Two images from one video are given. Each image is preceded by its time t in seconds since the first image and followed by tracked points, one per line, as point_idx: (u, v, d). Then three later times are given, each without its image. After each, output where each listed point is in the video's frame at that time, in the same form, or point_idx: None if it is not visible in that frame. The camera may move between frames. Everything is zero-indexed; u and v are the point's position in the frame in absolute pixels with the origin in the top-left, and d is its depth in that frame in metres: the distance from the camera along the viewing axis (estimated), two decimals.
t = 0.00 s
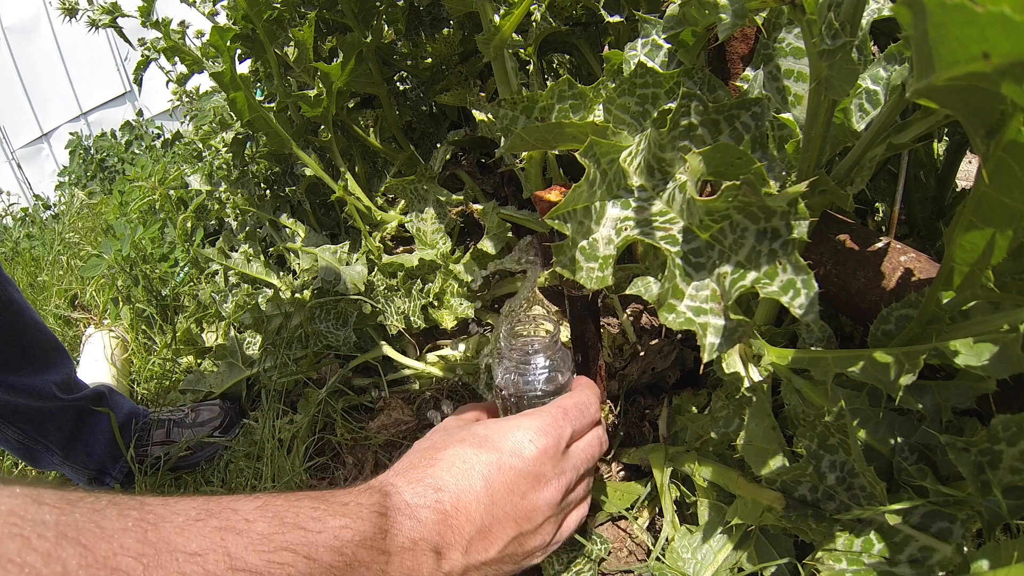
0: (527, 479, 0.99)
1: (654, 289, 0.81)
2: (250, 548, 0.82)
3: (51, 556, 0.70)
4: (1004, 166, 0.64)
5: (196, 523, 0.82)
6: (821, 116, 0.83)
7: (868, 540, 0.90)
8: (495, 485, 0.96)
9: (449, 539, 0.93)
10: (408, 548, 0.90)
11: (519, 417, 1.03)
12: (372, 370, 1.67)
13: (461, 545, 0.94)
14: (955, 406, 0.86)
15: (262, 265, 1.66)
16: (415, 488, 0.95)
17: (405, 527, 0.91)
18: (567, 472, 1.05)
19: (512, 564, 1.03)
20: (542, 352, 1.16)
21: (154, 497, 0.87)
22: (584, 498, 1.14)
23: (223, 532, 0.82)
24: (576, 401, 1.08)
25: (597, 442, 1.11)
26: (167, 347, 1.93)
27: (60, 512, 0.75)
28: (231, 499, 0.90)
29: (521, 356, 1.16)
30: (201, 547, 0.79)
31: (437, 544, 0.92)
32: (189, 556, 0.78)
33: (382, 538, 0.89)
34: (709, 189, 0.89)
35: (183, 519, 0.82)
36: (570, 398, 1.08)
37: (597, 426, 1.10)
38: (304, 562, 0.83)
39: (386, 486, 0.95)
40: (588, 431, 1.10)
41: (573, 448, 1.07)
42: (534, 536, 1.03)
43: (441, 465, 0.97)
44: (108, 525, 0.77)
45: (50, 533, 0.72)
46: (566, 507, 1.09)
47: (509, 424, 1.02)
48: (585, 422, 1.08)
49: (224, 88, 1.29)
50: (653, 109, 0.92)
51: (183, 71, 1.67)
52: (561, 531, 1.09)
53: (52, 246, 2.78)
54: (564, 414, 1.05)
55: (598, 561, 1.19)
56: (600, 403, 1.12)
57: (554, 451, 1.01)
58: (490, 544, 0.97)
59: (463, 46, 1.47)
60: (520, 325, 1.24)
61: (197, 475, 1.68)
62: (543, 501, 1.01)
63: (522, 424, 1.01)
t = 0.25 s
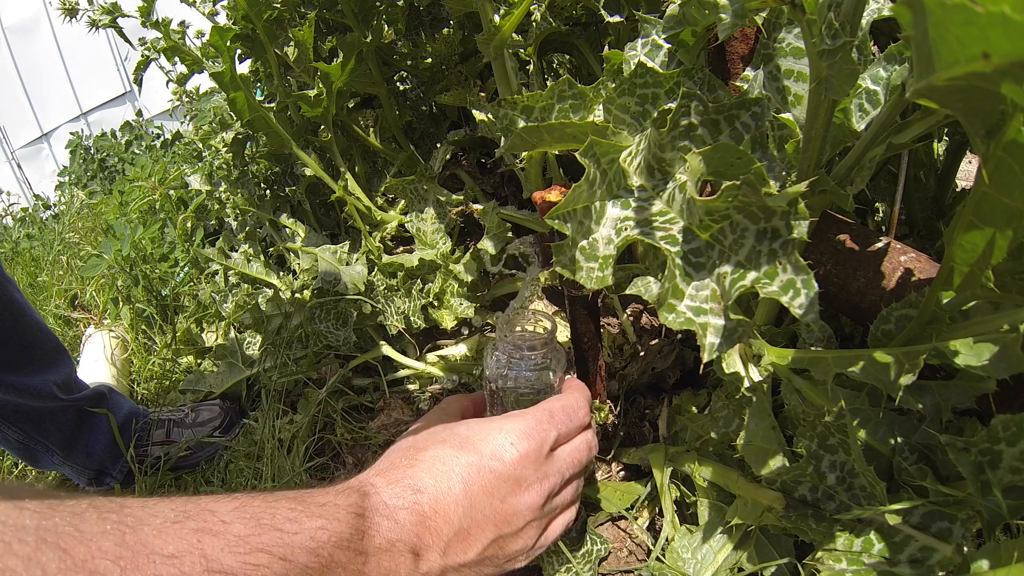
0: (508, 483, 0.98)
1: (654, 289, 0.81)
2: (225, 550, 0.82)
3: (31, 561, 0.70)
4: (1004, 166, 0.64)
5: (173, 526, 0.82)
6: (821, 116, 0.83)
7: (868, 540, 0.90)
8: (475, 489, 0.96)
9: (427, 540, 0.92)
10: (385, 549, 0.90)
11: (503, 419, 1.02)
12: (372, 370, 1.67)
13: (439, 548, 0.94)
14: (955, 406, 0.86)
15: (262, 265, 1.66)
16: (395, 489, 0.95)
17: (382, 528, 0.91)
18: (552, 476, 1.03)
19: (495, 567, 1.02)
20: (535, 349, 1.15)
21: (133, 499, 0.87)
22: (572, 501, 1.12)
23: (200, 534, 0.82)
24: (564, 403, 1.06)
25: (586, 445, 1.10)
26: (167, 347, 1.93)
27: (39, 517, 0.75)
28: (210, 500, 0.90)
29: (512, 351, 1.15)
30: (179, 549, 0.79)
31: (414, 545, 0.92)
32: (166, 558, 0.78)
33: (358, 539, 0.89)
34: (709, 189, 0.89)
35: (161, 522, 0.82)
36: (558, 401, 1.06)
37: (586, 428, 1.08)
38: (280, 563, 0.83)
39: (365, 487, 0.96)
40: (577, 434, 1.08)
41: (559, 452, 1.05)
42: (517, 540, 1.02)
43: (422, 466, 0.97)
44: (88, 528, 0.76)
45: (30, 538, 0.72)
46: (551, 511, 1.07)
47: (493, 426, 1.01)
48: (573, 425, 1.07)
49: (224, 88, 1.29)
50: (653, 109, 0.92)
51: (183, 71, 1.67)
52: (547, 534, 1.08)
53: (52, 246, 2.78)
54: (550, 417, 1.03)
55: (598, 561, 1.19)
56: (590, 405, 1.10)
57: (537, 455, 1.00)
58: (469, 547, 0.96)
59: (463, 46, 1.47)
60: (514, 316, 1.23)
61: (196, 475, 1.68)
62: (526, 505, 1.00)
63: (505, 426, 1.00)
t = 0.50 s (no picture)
0: (506, 495, 0.97)
1: (654, 289, 0.82)
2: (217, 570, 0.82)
3: None
4: (1004, 166, 0.64)
5: (163, 547, 0.82)
6: (821, 116, 0.83)
7: (867, 539, 0.90)
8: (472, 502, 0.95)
9: (424, 554, 0.92)
10: (381, 564, 0.90)
11: (501, 430, 1.01)
12: (372, 370, 1.67)
13: (436, 561, 0.94)
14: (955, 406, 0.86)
15: (262, 265, 1.66)
16: (390, 502, 0.95)
17: (378, 543, 0.91)
18: (549, 487, 1.02)
19: None
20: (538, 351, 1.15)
21: (118, 520, 0.88)
22: (572, 507, 1.12)
23: (190, 555, 0.82)
24: (566, 411, 1.04)
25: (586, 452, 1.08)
26: (168, 347, 1.93)
27: (26, 541, 0.74)
28: (201, 519, 0.91)
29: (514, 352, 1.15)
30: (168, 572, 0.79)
31: (411, 559, 0.92)
32: None
33: (354, 554, 0.89)
34: (709, 189, 0.89)
35: (150, 543, 0.83)
36: (559, 408, 1.05)
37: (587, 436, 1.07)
38: None
39: (360, 501, 0.96)
40: (578, 442, 1.07)
41: (559, 462, 1.04)
42: (515, 550, 1.02)
43: (418, 479, 0.96)
44: (75, 552, 0.76)
45: (16, 565, 0.71)
46: (550, 521, 1.07)
47: (490, 437, 1.00)
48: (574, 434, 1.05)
49: (224, 89, 1.29)
50: (653, 109, 0.92)
51: (183, 71, 1.67)
52: (547, 542, 1.08)
53: (52, 246, 2.78)
54: (551, 426, 1.02)
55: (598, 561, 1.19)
56: (593, 412, 1.08)
57: (536, 466, 0.99)
58: (467, 560, 0.96)
59: (463, 46, 1.47)
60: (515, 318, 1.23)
61: (197, 475, 1.68)
62: (524, 516, 1.00)
63: (503, 438, 0.99)
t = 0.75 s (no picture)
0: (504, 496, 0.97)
1: (654, 289, 0.82)
2: None
3: None
4: (1004, 166, 0.64)
5: (152, 553, 0.83)
6: (821, 115, 0.83)
7: (867, 539, 0.90)
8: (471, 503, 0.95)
9: (422, 558, 0.93)
10: (379, 569, 0.90)
11: (498, 430, 1.01)
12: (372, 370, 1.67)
13: (435, 565, 0.94)
14: (956, 406, 0.86)
15: (262, 265, 1.66)
16: (387, 506, 0.95)
17: (375, 547, 0.91)
18: (549, 487, 1.03)
19: None
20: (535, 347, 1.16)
21: (110, 526, 0.88)
22: (573, 506, 1.12)
23: (180, 561, 0.82)
24: (562, 407, 1.04)
25: (584, 449, 1.08)
26: (168, 347, 1.93)
27: (10, 548, 0.75)
28: (192, 525, 0.91)
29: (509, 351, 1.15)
30: None
31: (409, 563, 0.92)
32: None
33: (350, 560, 0.89)
34: (709, 189, 0.89)
35: (138, 550, 0.83)
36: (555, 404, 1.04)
37: (584, 431, 1.07)
38: None
39: (356, 505, 0.96)
40: (575, 439, 1.07)
41: (558, 460, 1.04)
42: (515, 551, 1.02)
43: (415, 482, 0.96)
44: (61, 559, 0.77)
45: None
46: (552, 521, 1.07)
47: (487, 438, 1.00)
48: (572, 431, 1.05)
49: (224, 88, 1.29)
50: (653, 109, 0.92)
51: (183, 71, 1.67)
52: (547, 541, 1.08)
53: (52, 246, 2.78)
54: (549, 424, 1.01)
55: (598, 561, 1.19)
56: (589, 406, 1.08)
57: (534, 465, 0.99)
58: (466, 563, 0.96)
59: (463, 46, 1.47)
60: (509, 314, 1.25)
61: (197, 475, 1.68)
62: (523, 517, 1.00)
63: (500, 438, 0.99)
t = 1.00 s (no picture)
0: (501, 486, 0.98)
1: (654, 289, 0.82)
2: (214, 560, 0.82)
3: (16, 573, 0.69)
4: (1004, 166, 0.64)
5: (161, 536, 0.82)
6: (821, 115, 0.83)
7: (867, 539, 0.90)
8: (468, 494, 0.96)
9: (421, 547, 0.93)
10: (379, 556, 0.90)
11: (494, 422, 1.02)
12: (372, 370, 1.67)
13: (433, 554, 0.94)
14: (956, 406, 0.86)
15: (262, 265, 1.66)
16: (387, 496, 0.95)
17: (375, 536, 0.91)
18: (544, 478, 1.04)
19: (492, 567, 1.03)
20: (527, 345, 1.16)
21: (120, 511, 0.87)
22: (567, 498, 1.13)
23: (188, 545, 0.82)
24: (555, 401, 1.06)
25: (578, 441, 1.10)
26: (168, 347, 1.93)
27: (24, 529, 0.74)
28: (199, 511, 0.90)
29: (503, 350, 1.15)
30: (167, 561, 0.79)
31: (408, 552, 0.92)
32: (153, 570, 0.78)
33: (350, 547, 0.89)
34: (709, 189, 0.89)
35: (148, 533, 0.82)
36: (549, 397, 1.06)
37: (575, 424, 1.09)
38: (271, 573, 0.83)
39: (357, 494, 0.96)
40: (568, 431, 1.08)
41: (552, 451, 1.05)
42: (511, 542, 1.03)
43: (414, 473, 0.97)
44: (74, 541, 0.76)
45: (15, 551, 0.71)
46: (546, 513, 1.08)
47: (484, 429, 1.01)
48: (566, 423, 1.07)
49: (224, 88, 1.29)
50: (653, 109, 0.92)
51: (183, 71, 1.67)
52: (542, 533, 1.09)
53: (52, 246, 2.78)
54: (542, 417, 1.03)
55: (598, 562, 1.19)
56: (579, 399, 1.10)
57: (529, 455, 1.00)
58: (463, 552, 0.96)
59: (463, 46, 1.47)
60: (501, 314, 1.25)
61: (197, 475, 1.68)
62: (518, 508, 1.01)
63: (496, 430, 1.00)
